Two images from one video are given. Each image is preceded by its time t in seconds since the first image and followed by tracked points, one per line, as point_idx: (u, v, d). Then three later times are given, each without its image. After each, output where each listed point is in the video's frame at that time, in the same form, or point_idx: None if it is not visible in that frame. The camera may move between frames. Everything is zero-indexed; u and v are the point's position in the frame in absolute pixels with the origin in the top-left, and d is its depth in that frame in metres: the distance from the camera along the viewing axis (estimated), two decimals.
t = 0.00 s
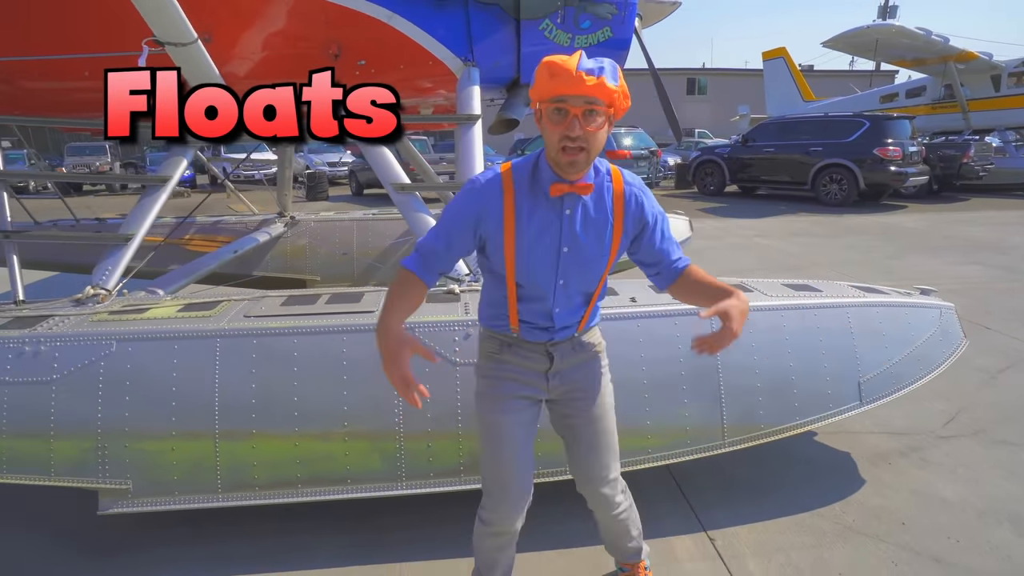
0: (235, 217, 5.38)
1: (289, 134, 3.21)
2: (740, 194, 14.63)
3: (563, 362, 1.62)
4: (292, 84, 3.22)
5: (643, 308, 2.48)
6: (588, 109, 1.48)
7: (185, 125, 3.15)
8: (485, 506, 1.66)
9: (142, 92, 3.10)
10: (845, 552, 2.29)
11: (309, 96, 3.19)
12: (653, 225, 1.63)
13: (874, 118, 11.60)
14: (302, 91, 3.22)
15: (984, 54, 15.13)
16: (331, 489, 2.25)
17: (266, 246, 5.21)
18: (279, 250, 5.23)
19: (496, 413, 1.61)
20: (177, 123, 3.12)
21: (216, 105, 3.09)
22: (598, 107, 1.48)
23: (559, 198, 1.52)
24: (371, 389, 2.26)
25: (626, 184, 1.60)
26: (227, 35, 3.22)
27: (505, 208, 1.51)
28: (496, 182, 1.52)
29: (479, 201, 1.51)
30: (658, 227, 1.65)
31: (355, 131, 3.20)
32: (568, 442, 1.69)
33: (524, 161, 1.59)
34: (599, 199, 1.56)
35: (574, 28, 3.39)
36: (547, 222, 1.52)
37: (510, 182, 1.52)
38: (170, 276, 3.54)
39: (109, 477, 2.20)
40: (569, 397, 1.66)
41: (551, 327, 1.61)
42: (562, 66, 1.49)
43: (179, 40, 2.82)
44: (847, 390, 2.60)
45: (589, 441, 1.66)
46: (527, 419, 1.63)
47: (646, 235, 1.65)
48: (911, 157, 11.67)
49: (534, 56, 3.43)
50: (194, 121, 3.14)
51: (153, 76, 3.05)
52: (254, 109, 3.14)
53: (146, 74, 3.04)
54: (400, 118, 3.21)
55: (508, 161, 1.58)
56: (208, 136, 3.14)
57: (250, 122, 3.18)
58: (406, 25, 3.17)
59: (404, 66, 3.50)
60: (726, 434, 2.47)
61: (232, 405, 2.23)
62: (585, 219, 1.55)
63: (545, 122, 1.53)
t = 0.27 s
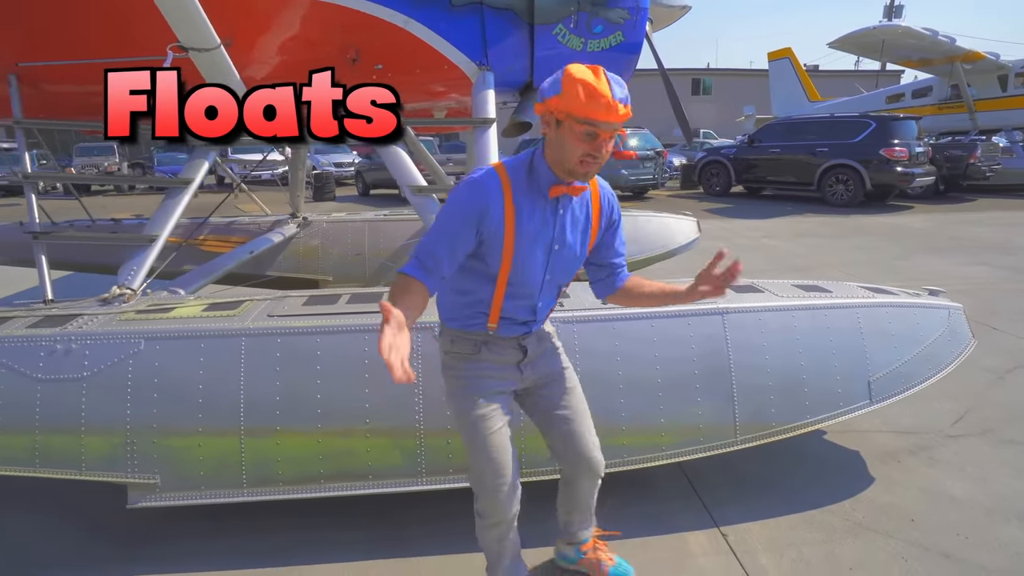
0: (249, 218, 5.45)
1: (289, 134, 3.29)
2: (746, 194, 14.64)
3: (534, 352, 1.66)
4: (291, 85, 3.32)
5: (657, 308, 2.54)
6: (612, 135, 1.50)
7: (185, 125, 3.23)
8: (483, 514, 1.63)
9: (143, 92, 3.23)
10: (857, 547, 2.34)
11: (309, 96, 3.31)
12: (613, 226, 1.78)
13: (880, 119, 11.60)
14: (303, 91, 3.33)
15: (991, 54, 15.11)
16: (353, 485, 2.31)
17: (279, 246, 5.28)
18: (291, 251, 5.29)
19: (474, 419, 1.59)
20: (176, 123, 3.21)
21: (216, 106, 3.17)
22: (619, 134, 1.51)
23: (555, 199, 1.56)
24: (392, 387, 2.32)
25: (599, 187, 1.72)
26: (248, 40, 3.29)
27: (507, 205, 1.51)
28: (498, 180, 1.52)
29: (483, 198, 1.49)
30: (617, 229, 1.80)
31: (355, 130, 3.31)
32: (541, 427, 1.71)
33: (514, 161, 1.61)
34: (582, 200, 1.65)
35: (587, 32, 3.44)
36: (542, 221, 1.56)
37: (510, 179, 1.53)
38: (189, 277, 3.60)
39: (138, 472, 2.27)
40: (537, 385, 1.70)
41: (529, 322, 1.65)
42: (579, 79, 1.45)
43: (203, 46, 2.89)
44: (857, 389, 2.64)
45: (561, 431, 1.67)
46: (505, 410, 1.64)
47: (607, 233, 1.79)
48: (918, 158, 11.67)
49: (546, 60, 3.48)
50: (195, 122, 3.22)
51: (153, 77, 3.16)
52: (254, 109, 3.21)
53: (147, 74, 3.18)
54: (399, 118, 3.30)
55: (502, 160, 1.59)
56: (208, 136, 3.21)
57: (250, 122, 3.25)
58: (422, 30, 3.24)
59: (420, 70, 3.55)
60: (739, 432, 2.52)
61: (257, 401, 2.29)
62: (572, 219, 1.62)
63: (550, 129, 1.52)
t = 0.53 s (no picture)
0: (262, 221, 5.53)
1: (290, 134, 3.35)
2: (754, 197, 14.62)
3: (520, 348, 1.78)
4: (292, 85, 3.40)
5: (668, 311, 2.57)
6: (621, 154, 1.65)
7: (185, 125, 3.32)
8: (497, 503, 1.76)
9: (143, 92, 3.32)
10: (866, 548, 2.36)
11: (309, 96, 3.39)
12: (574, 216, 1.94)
13: (889, 121, 11.56)
14: (303, 92, 3.43)
15: (1000, 56, 15.04)
16: (370, 483, 2.36)
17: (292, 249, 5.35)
18: (304, 253, 5.36)
19: (480, 419, 1.66)
20: (176, 123, 3.29)
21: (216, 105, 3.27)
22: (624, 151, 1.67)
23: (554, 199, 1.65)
24: (408, 387, 2.37)
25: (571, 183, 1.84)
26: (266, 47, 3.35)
27: (520, 209, 1.56)
28: (509, 185, 1.55)
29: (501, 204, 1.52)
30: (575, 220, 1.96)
31: (356, 130, 3.40)
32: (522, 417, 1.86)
33: (512, 163, 1.63)
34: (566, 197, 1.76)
35: (599, 38, 3.50)
36: (546, 222, 1.64)
37: (519, 183, 1.57)
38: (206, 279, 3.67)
39: (160, 470, 2.32)
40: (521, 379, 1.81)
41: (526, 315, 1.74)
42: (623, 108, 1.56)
43: (223, 53, 2.96)
44: (867, 391, 2.67)
45: (530, 422, 1.86)
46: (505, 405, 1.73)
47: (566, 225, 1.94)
48: (927, 160, 11.63)
49: (558, 66, 3.54)
50: (195, 122, 3.30)
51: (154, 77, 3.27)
52: (254, 109, 3.26)
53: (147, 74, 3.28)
54: (398, 118, 3.43)
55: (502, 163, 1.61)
56: (208, 136, 3.30)
57: (250, 122, 3.31)
58: (436, 36, 3.32)
59: (434, 76, 3.60)
60: (749, 433, 2.55)
61: (277, 401, 2.34)
62: (561, 216, 1.73)
63: (589, 146, 1.59)
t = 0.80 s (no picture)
0: (270, 224, 5.59)
1: (289, 133, 3.39)
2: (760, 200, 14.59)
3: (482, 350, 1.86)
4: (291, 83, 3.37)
5: (671, 316, 2.60)
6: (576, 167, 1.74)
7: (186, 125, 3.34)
8: (473, 497, 1.80)
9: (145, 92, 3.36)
10: (867, 553, 2.38)
11: (309, 96, 3.39)
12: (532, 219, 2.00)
13: (896, 124, 11.53)
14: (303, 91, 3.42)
15: (1009, 58, 14.97)
16: (376, 485, 2.39)
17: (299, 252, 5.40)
18: (311, 256, 5.41)
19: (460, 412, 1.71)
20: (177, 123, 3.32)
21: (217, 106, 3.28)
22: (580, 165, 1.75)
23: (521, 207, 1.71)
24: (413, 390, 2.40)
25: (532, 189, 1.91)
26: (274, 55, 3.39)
27: (494, 217, 1.60)
28: (483, 195, 1.60)
29: (477, 213, 1.56)
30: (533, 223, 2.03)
31: (355, 130, 3.44)
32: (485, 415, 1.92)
33: (482, 173, 1.67)
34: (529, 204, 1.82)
35: (603, 45, 3.54)
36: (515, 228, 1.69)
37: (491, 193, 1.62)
38: (214, 283, 3.72)
39: (169, 471, 2.36)
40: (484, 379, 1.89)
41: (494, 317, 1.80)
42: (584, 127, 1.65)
43: (232, 61, 3.02)
44: (869, 397, 2.68)
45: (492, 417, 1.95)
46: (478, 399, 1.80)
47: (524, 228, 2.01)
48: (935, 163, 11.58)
49: (563, 72, 3.58)
50: (195, 121, 3.31)
51: (154, 76, 3.32)
52: (254, 109, 3.26)
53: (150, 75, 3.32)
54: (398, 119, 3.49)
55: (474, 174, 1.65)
56: (209, 135, 3.33)
57: (250, 121, 3.32)
58: (443, 44, 3.38)
59: (440, 83, 3.63)
60: (751, 437, 2.57)
61: (284, 403, 2.38)
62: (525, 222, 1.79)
63: (553, 160, 1.67)
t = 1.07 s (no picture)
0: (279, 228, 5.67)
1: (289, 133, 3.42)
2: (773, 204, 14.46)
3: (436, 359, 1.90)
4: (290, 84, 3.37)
5: (669, 323, 2.59)
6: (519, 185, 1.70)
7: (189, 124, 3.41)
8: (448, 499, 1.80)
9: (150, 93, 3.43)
10: (866, 563, 2.35)
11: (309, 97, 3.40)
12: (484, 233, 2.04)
13: (912, 127, 11.39)
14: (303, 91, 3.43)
15: None
16: (374, 490, 2.42)
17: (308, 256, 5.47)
18: (319, 260, 5.47)
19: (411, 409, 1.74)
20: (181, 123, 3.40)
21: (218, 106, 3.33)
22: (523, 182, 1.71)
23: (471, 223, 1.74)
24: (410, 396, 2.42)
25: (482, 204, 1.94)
26: (281, 65, 3.44)
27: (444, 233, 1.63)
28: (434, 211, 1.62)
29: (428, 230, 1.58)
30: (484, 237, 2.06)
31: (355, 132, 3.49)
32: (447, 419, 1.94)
33: (433, 190, 1.69)
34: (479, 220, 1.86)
35: (606, 50, 3.56)
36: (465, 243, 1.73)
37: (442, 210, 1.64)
38: (223, 286, 3.78)
39: (172, 472, 2.41)
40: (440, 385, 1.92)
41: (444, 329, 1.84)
42: (517, 139, 1.64)
43: (238, 70, 3.07)
44: (871, 405, 2.65)
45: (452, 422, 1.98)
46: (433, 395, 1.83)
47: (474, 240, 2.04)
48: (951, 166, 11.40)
49: (566, 79, 3.60)
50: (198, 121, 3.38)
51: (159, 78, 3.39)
52: (255, 110, 3.29)
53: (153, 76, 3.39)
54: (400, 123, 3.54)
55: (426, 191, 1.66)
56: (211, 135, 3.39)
57: (250, 121, 3.33)
58: (447, 52, 3.41)
59: (444, 91, 3.64)
60: (750, 446, 2.55)
61: (284, 408, 2.42)
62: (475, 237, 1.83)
63: (485, 172, 1.68)
